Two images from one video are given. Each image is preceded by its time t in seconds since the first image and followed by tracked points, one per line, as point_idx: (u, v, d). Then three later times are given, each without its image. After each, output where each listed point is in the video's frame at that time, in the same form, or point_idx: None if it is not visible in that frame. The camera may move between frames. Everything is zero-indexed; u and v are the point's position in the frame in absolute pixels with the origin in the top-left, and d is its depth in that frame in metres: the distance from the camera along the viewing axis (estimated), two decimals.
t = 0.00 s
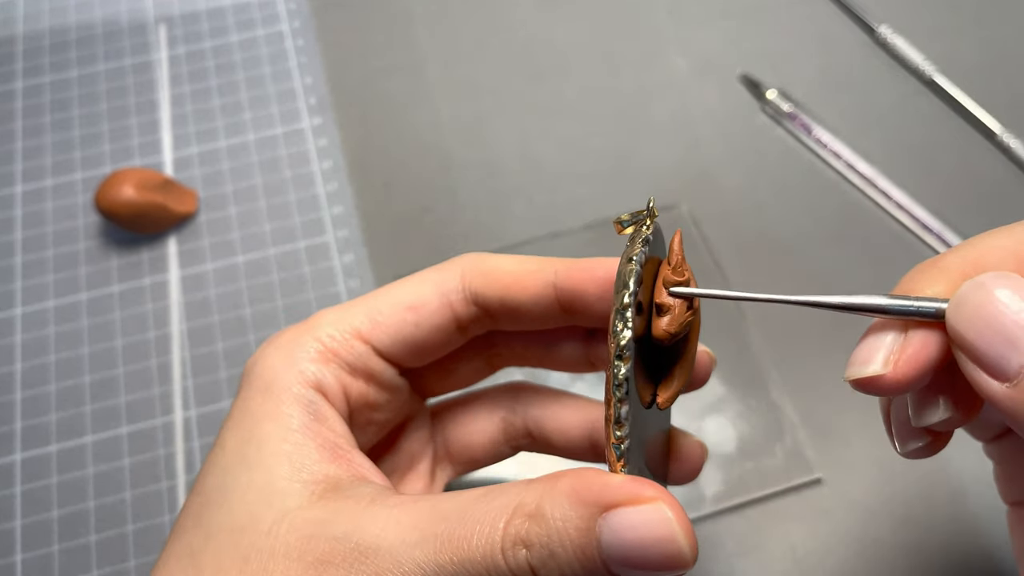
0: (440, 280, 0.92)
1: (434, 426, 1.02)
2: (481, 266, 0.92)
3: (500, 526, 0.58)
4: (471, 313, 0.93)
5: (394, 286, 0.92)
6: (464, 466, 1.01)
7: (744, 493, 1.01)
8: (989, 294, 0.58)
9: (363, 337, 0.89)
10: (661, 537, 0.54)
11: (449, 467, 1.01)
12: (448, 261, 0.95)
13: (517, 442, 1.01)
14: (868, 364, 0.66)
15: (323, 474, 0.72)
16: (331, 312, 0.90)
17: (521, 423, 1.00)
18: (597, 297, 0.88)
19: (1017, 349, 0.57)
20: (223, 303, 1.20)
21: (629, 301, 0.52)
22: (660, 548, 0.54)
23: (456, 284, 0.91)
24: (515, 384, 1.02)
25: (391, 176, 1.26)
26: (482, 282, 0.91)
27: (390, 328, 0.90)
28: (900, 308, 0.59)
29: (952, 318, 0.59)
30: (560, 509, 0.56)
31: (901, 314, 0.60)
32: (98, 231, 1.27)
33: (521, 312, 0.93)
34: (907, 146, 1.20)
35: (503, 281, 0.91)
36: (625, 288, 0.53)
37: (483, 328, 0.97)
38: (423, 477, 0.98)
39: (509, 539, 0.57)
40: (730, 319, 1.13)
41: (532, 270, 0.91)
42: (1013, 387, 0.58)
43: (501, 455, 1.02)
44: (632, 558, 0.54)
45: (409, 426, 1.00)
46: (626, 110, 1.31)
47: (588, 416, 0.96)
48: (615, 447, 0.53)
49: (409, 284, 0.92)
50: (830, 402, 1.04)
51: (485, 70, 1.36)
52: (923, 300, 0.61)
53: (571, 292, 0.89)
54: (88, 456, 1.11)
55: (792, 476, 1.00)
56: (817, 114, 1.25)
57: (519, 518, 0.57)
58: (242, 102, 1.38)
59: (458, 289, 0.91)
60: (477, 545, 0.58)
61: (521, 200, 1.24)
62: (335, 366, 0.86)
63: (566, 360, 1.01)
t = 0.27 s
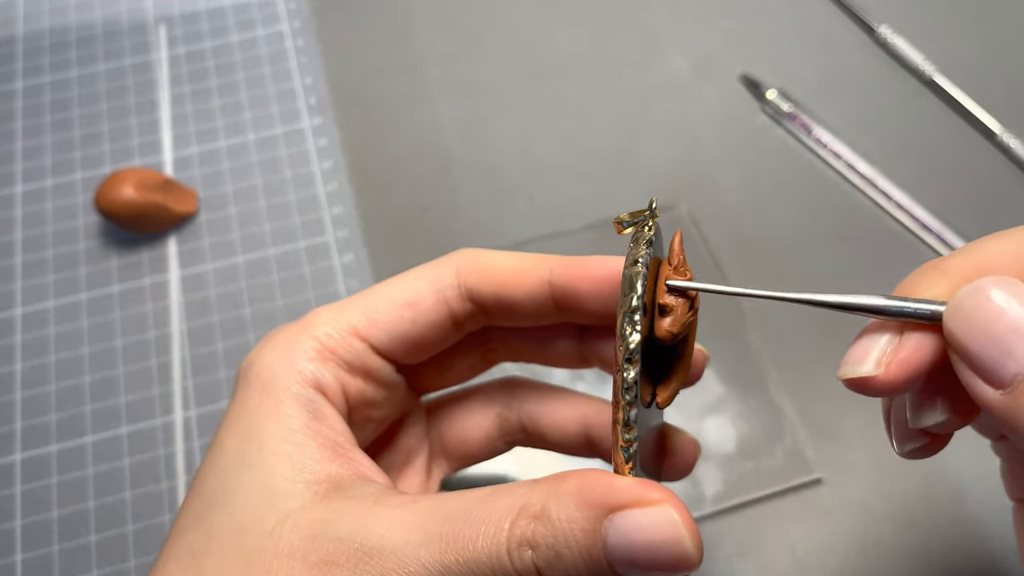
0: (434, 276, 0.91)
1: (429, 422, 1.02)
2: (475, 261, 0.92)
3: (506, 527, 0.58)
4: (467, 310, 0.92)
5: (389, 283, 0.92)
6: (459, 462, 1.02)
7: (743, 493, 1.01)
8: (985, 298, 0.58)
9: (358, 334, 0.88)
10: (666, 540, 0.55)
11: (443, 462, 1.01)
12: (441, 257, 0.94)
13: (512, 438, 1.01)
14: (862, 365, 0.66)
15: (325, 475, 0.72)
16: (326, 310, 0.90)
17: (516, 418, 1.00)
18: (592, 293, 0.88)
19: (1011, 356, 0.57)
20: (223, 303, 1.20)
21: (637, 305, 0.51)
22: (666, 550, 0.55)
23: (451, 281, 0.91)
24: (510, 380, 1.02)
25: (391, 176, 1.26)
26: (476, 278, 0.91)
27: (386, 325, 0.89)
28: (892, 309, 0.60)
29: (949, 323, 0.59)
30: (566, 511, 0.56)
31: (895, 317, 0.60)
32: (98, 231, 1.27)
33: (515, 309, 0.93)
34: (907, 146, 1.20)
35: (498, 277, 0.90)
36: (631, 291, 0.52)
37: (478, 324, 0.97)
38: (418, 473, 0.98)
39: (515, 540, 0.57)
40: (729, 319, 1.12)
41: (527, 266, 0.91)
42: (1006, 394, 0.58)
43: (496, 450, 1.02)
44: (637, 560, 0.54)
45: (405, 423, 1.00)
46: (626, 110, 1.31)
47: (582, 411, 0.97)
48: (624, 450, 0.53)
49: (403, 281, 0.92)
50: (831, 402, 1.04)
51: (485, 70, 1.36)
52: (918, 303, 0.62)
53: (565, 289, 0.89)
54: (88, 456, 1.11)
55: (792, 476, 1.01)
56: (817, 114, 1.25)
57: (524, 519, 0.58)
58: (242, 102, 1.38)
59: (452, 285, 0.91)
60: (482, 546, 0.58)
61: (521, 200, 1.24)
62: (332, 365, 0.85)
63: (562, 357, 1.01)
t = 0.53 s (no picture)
0: (427, 273, 0.91)
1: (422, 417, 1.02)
2: (468, 257, 0.92)
3: (514, 527, 0.58)
4: (461, 306, 0.93)
5: (382, 280, 0.92)
6: (452, 455, 1.02)
7: (743, 493, 1.01)
8: (981, 328, 0.57)
9: (353, 332, 0.88)
10: (675, 540, 0.55)
11: (436, 455, 1.01)
12: (434, 253, 0.94)
13: (503, 430, 1.01)
14: (862, 391, 0.68)
15: (326, 474, 0.72)
16: (319, 308, 0.90)
17: (508, 412, 1.00)
18: (585, 291, 0.88)
19: (1002, 387, 0.55)
20: (223, 303, 1.20)
21: (648, 313, 0.53)
22: (675, 549, 0.55)
23: (444, 278, 0.91)
24: (501, 372, 1.02)
25: (391, 176, 1.26)
26: (470, 274, 0.91)
27: (380, 322, 0.89)
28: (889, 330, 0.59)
29: (944, 347, 0.59)
30: (575, 510, 0.56)
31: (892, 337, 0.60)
32: (98, 231, 1.27)
33: (508, 306, 0.93)
34: (907, 146, 1.20)
35: (492, 274, 0.90)
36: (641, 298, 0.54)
37: (471, 319, 0.97)
38: (412, 468, 0.98)
39: (524, 539, 0.57)
40: (729, 318, 1.13)
41: (520, 263, 0.91)
42: (996, 426, 0.56)
43: (488, 443, 1.02)
44: (646, 560, 0.55)
45: (398, 418, 0.99)
46: (626, 110, 1.31)
47: (573, 404, 0.97)
48: (637, 452, 0.56)
49: (396, 278, 0.91)
50: (831, 402, 1.04)
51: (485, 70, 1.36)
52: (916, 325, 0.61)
53: (557, 287, 0.89)
54: (88, 456, 1.11)
55: (792, 476, 1.01)
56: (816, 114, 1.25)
57: (533, 518, 0.58)
58: (242, 102, 1.38)
59: (446, 282, 0.91)
60: (491, 545, 0.58)
61: (521, 200, 1.24)
62: (328, 364, 0.85)
63: (553, 352, 1.01)
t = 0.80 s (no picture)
0: (430, 275, 0.91)
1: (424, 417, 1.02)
2: (471, 260, 0.91)
3: (512, 528, 0.58)
4: (463, 308, 0.92)
5: (384, 281, 0.91)
6: (453, 458, 1.02)
7: (743, 493, 1.01)
8: (986, 325, 0.56)
9: (354, 333, 0.88)
10: (674, 541, 0.55)
11: (438, 457, 1.01)
12: (437, 255, 0.94)
13: (505, 434, 1.01)
14: (865, 385, 0.67)
15: (326, 474, 0.72)
16: (321, 308, 0.89)
17: (510, 416, 1.00)
18: (586, 293, 0.88)
19: (1008, 387, 0.55)
20: (223, 303, 1.20)
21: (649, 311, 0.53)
22: (674, 550, 0.55)
23: (447, 280, 0.91)
24: (504, 375, 1.02)
25: (391, 176, 1.26)
26: (473, 276, 0.90)
27: (382, 324, 0.89)
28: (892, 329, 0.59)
29: (949, 346, 0.58)
30: (573, 511, 0.56)
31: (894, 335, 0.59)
32: (98, 231, 1.27)
33: (510, 309, 0.93)
34: (907, 147, 1.20)
35: (495, 277, 0.90)
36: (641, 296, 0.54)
37: (473, 322, 0.97)
38: (414, 469, 0.99)
39: (522, 541, 0.57)
40: (729, 318, 1.13)
41: (523, 266, 0.90)
42: (1002, 425, 0.56)
43: (490, 446, 1.02)
44: (645, 561, 0.55)
45: (401, 419, 1.00)
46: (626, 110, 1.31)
47: (576, 408, 0.96)
48: (635, 452, 0.56)
49: (398, 279, 0.91)
50: (831, 402, 1.04)
51: (485, 71, 1.37)
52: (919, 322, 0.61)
53: (561, 290, 0.89)
54: (88, 455, 1.11)
55: (792, 476, 1.01)
56: (816, 114, 1.26)
57: (531, 520, 0.58)
58: (242, 102, 1.38)
59: (448, 284, 0.91)
60: (489, 547, 0.58)
61: (521, 200, 1.24)
62: (329, 364, 0.85)
63: (555, 353, 1.01)
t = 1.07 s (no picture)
0: (436, 280, 0.91)
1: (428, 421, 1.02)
2: (479, 266, 0.91)
3: (504, 522, 0.58)
4: (468, 314, 0.92)
5: (389, 285, 0.91)
6: (457, 462, 1.02)
7: (743, 493, 1.02)
8: (1000, 321, 0.56)
9: (357, 336, 0.88)
10: (666, 535, 0.54)
11: (441, 462, 1.01)
12: (443, 260, 0.94)
13: (510, 439, 1.01)
14: (880, 381, 0.67)
15: (324, 475, 0.72)
16: (325, 310, 0.89)
17: (515, 421, 1.00)
18: (595, 297, 0.88)
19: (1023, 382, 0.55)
20: (223, 303, 1.20)
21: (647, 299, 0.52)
22: (667, 545, 0.54)
23: (452, 285, 0.91)
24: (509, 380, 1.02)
25: (391, 176, 1.26)
26: (478, 282, 0.90)
27: (386, 327, 0.89)
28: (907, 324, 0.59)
29: (965, 341, 0.58)
30: (565, 505, 0.56)
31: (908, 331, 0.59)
32: (98, 231, 1.27)
33: (516, 314, 0.93)
34: (907, 147, 1.20)
35: (501, 283, 0.90)
36: (641, 284, 0.53)
37: (478, 328, 0.96)
38: (417, 472, 0.99)
39: (514, 536, 0.57)
40: (730, 317, 1.13)
41: (530, 271, 0.90)
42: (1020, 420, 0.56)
43: (494, 451, 1.02)
44: (637, 555, 0.54)
45: (404, 422, 1.00)
46: (626, 110, 1.31)
47: (582, 414, 0.96)
48: (627, 445, 0.53)
49: (404, 283, 0.91)
50: (831, 401, 1.04)
51: (485, 71, 1.37)
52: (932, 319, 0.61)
53: (570, 295, 0.88)
54: (88, 456, 1.11)
55: (792, 476, 1.01)
56: (816, 114, 1.26)
57: (523, 514, 0.58)
58: (242, 102, 1.38)
59: (454, 289, 0.91)
60: (481, 542, 0.58)
61: (521, 200, 1.24)
62: (331, 366, 0.85)
63: (561, 359, 1.01)
